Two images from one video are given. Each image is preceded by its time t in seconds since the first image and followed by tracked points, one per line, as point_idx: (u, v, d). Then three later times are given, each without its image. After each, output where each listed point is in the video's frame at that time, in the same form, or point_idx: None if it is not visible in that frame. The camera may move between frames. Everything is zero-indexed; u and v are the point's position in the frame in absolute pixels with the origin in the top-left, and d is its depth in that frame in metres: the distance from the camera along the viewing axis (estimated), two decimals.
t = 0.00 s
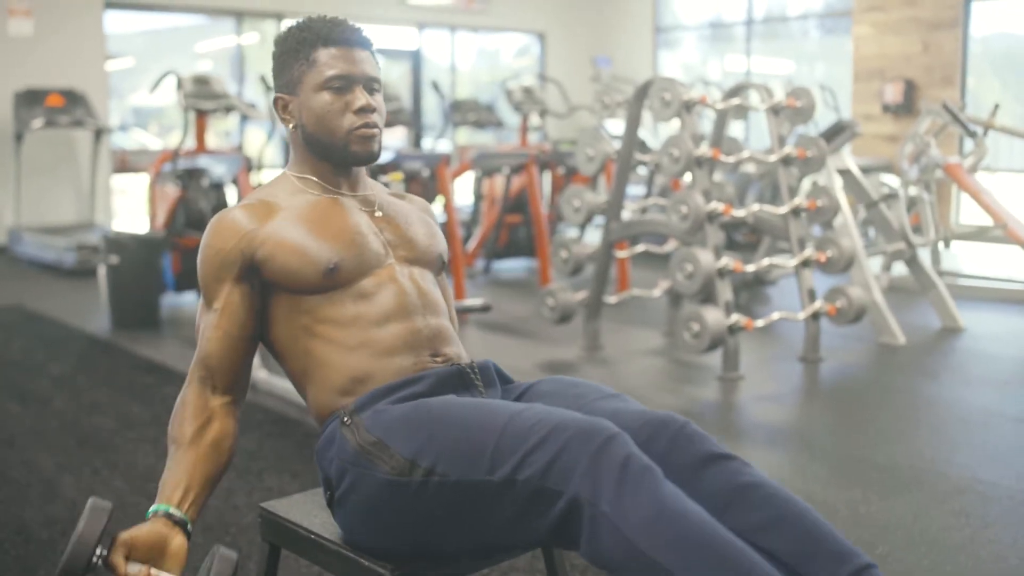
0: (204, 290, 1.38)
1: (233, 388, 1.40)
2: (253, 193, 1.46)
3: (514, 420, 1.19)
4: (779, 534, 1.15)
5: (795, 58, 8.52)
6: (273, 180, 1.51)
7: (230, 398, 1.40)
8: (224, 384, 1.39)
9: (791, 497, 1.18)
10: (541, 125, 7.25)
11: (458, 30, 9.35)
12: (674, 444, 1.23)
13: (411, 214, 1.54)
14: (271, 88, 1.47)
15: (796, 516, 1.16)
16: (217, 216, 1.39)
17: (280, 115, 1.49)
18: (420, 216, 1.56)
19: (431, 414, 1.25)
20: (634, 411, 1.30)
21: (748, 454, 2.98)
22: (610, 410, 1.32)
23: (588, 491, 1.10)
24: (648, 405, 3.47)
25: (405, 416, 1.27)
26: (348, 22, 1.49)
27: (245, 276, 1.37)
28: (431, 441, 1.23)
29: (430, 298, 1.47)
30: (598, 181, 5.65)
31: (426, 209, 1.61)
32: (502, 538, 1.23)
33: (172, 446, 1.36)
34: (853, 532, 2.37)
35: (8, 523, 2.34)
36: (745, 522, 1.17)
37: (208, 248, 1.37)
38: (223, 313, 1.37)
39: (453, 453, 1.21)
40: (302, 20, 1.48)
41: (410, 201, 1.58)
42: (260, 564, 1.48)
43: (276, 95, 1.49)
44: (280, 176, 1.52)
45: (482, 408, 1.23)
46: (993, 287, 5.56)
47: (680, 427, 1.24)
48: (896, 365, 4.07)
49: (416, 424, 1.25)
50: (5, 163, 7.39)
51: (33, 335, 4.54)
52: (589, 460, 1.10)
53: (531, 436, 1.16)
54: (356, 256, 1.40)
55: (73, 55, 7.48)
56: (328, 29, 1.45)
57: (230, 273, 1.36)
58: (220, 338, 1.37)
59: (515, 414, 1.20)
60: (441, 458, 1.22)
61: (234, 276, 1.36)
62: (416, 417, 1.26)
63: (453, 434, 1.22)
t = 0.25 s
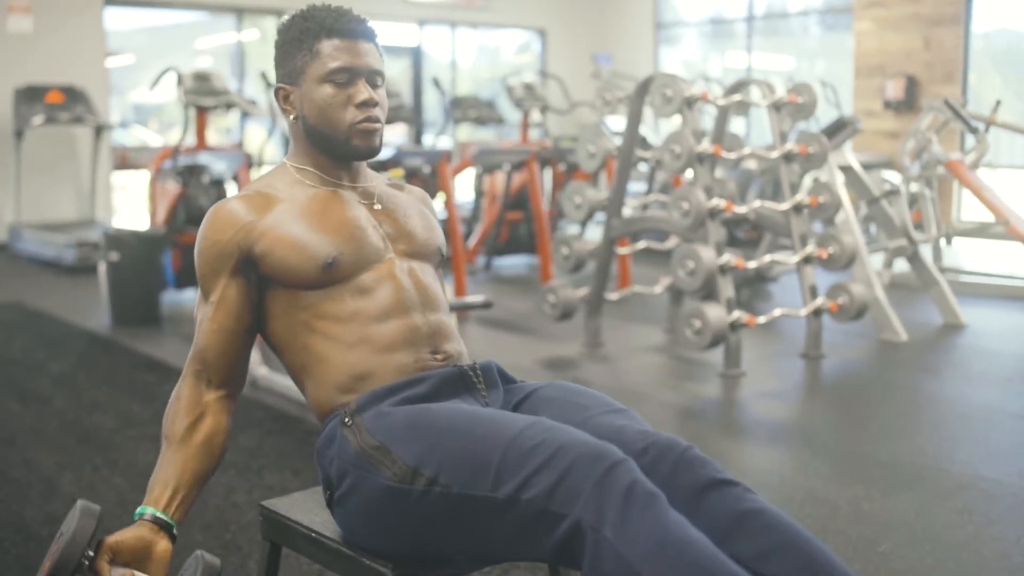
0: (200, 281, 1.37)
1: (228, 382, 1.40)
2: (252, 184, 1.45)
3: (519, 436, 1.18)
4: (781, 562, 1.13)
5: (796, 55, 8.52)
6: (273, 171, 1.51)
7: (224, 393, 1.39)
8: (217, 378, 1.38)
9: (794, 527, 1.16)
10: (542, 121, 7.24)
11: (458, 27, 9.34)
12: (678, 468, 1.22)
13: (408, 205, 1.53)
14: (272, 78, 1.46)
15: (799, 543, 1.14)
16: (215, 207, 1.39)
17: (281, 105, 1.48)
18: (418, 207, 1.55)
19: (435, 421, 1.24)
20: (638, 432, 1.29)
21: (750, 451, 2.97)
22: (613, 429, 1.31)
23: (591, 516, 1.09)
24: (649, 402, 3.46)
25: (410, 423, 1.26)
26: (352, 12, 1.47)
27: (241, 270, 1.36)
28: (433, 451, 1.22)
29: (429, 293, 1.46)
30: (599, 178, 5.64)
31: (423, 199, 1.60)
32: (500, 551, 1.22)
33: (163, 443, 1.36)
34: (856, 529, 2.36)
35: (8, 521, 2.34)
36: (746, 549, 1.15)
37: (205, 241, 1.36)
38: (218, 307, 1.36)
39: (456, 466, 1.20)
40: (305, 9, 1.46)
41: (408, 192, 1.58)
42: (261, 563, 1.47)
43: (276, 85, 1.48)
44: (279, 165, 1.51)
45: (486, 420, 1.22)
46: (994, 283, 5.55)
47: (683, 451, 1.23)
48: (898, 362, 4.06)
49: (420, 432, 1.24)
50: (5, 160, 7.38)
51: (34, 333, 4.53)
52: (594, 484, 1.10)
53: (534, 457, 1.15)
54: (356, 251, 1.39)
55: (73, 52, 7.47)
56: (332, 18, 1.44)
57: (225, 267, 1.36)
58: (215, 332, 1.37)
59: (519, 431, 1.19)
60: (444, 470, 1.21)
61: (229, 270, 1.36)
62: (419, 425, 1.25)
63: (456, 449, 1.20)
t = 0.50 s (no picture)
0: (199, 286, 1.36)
1: (231, 386, 1.37)
2: (245, 199, 1.45)
3: (523, 422, 1.19)
4: (799, 505, 1.14)
5: (799, 56, 8.52)
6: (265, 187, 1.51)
7: (225, 394, 1.37)
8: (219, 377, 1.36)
9: (801, 471, 1.18)
10: (545, 124, 7.23)
11: (461, 30, 9.33)
12: (681, 440, 1.24)
13: (404, 219, 1.54)
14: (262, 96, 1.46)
15: (809, 486, 1.16)
16: (208, 223, 1.38)
17: (272, 123, 1.48)
18: (413, 219, 1.56)
19: (439, 418, 1.23)
20: (641, 411, 1.32)
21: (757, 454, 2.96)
22: (616, 411, 1.33)
23: (603, 488, 1.10)
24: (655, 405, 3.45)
25: (412, 421, 1.25)
26: (340, 27, 1.48)
27: (236, 281, 1.36)
28: (439, 445, 1.21)
29: (427, 302, 1.46)
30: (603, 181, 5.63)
31: (416, 210, 1.61)
32: (516, 542, 1.21)
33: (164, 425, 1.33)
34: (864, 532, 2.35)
35: (13, 529, 2.33)
36: (763, 499, 1.17)
37: (200, 255, 1.36)
38: (215, 315, 1.35)
39: (461, 458, 1.20)
40: (291, 27, 1.47)
41: (402, 205, 1.58)
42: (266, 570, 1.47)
43: (267, 102, 1.48)
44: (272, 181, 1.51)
45: (488, 410, 1.22)
46: (1000, 284, 5.54)
47: (685, 424, 1.26)
48: (904, 363, 4.05)
49: (423, 429, 1.24)
50: (10, 167, 7.39)
51: (39, 339, 4.53)
52: (601, 457, 1.11)
53: (539, 439, 1.16)
54: (351, 263, 1.39)
55: (77, 58, 7.48)
56: (320, 35, 1.44)
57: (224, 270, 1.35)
58: (213, 335, 1.35)
59: (523, 416, 1.19)
60: (451, 462, 1.20)
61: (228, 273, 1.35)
62: (422, 422, 1.24)
63: (460, 439, 1.20)
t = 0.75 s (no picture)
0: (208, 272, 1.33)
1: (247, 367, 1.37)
2: (259, 197, 1.44)
3: (516, 403, 1.18)
4: (800, 443, 1.14)
5: (806, 62, 8.52)
6: (279, 184, 1.50)
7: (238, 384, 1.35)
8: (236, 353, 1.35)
9: (793, 418, 1.18)
10: (552, 131, 7.23)
11: (468, 37, 9.34)
12: (675, 408, 1.25)
13: (421, 224, 1.53)
14: (277, 90, 1.46)
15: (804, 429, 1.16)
16: (222, 218, 1.37)
17: (287, 117, 1.48)
18: (428, 223, 1.55)
19: (434, 416, 1.22)
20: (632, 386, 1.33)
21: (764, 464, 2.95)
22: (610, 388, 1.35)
23: (597, 451, 1.09)
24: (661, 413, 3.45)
25: (407, 422, 1.24)
26: (355, 20, 1.48)
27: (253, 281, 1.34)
28: (436, 440, 1.21)
29: (440, 312, 1.45)
30: (610, 188, 5.63)
31: (430, 212, 1.60)
32: (520, 527, 1.20)
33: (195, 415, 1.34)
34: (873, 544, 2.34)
35: (19, 537, 2.33)
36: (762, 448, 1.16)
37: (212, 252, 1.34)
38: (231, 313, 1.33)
39: (460, 451, 1.19)
40: (308, 18, 1.47)
41: (415, 205, 1.58)
42: None
43: (281, 97, 1.48)
44: (286, 178, 1.51)
45: (481, 398, 1.21)
46: (1008, 292, 5.52)
47: (678, 395, 1.27)
48: (912, 371, 4.04)
49: (418, 428, 1.23)
50: (17, 175, 7.40)
51: (46, 347, 4.53)
52: (592, 424, 1.11)
53: (533, 413, 1.16)
54: (368, 269, 1.38)
55: (85, 65, 7.49)
56: (336, 25, 1.44)
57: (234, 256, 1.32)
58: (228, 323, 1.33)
59: (515, 396, 1.19)
60: (448, 455, 1.20)
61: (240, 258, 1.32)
62: (416, 422, 1.23)
63: (454, 427, 1.20)
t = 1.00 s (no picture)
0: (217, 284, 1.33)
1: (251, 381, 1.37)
2: (261, 207, 1.44)
3: (529, 417, 1.17)
4: (810, 485, 1.15)
5: (812, 68, 8.52)
6: (281, 195, 1.50)
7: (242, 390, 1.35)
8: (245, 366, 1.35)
9: (808, 452, 1.18)
10: (558, 136, 7.22)
11: (474, 42, 9.34)
12: (689, 425, 1.25)
13: (423, 231, 1.53)
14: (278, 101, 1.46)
15: (819, 465, 1.16)
16: (226, 226, 1.38)
17: (288, 128, 1.47)
18: (431, 230, 1.55)
19: (444, 427, 1.22)
20: (647, 400, 1.32)
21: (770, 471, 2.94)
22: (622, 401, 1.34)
23: (611, 472, 1.09)
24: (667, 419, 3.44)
25: (417, 431, 1.23)
26: (355, 30, 1.48)
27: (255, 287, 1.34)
28: (446, 451, 1.20)
29: (443, 318, 1.45)
30: (616, 194, 5.62)
31: (433, 219, 1.60)
32: (528, 542, 1.19)
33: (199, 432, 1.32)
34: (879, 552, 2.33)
35: (24, 542, 2.33)
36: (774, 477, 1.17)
37: (215, 258, 1.34)
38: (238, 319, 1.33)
39: (470, 462, 1.18)
40: (309, 29, 1.47)
41: (418, 213, 1.58)
42: None
43: (283, 108, 1.48)
44: (288, 188, 1.51)
45: (492, 411, 1.20)
46: (1015, 298, 5.50)
47: (692, 410, 1.26)
48: (919, 378, 4.03)
49: (430, 437, 1.22)
50: (24, 179, 7.41)
51: (51, 351, 4.53)
52: (607, 442, 1.10)
53: (547, 428, 1.15)
54: (371, 274, 1.38)
55: (91, 69, 7.50)
56: (336, 38, 1.44)
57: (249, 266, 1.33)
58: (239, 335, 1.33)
59: (528, 410, 1.18)
60: (459, 466, 1.19)
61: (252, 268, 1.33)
62: (428, 431, 1.22)
63: (466, 439, 1.19)
